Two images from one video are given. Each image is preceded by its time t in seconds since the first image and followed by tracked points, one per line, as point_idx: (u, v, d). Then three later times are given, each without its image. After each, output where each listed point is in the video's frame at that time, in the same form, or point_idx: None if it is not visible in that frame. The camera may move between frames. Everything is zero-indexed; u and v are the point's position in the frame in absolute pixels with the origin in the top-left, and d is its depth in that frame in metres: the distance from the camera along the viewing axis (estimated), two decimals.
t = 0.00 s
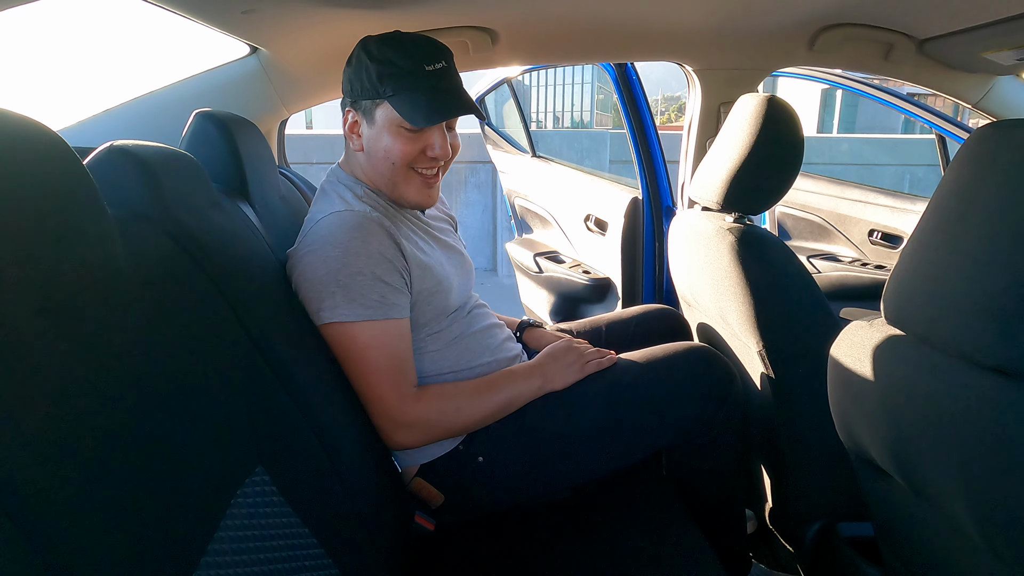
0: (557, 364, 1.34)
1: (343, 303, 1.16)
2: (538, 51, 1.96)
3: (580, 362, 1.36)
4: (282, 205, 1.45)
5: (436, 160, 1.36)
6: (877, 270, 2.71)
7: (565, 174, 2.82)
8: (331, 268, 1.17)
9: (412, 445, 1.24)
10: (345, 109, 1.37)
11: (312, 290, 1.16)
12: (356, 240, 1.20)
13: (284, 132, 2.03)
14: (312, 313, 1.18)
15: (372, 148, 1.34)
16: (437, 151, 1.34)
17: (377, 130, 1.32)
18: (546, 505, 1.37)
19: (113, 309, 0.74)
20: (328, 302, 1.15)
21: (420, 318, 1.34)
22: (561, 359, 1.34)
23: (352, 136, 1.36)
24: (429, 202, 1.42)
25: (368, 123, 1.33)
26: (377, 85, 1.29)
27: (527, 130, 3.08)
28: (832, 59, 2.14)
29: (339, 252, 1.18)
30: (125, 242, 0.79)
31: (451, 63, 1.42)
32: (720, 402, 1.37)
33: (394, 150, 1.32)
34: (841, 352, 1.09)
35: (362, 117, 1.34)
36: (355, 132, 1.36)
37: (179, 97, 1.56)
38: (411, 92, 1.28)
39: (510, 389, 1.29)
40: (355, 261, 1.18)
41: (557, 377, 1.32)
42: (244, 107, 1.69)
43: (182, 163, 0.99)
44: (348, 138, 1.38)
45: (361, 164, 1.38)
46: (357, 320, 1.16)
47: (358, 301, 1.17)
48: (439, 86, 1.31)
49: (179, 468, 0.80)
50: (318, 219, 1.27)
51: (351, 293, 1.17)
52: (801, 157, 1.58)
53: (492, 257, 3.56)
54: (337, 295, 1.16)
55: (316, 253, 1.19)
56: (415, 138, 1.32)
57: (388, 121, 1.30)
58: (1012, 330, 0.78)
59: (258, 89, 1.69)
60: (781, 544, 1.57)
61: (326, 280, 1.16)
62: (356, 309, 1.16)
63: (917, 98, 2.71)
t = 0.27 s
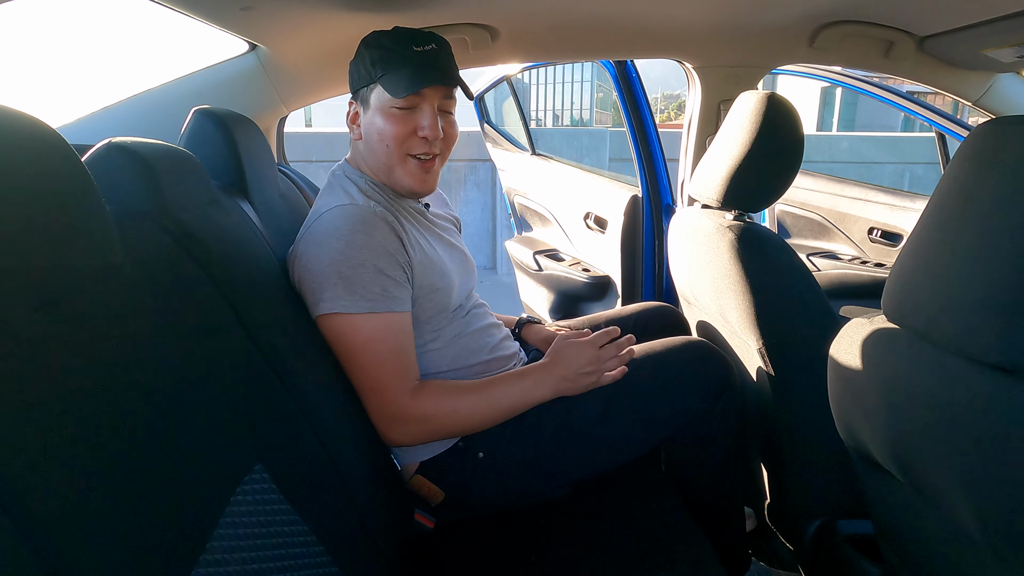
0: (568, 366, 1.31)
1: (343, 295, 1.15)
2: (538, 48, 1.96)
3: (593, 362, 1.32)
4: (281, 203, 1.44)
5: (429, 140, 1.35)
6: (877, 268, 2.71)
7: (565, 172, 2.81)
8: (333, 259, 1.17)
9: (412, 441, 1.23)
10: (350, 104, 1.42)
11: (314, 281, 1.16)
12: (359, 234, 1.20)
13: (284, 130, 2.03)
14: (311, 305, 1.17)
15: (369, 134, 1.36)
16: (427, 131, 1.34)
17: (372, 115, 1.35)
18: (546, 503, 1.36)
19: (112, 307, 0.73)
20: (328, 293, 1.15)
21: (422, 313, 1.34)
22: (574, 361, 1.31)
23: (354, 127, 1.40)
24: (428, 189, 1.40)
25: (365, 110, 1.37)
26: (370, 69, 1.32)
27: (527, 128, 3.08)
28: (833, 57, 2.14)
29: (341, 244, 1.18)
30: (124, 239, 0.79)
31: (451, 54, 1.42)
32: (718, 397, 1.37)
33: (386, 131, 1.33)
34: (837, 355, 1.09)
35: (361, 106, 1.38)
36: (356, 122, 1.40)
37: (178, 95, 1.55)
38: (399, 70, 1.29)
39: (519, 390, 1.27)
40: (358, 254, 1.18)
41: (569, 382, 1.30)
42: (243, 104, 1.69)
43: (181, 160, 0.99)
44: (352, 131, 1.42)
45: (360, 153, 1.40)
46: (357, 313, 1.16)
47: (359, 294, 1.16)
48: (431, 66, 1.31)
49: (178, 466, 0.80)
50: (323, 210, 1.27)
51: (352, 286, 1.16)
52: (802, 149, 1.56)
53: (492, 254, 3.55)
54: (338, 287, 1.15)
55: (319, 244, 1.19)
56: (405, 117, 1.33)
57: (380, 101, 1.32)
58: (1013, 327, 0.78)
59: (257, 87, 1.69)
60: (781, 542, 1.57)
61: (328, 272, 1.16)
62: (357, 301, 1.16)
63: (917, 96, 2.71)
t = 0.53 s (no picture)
0: (567, 373, 1.31)
1: (343, 290, 1.15)
2: (538, 46, 1.96)
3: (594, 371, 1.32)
4: (281, 201, 1.44)
5: (428, 136, 1.36)
6: (877, 266, 2.70)
7: (565, 170, 2.81)
8: (333, 254, 1.17)
9: (410, 438, 1.23)
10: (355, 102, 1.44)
11: (314, 277, 1.16)
12: (359, 229, 1.20)
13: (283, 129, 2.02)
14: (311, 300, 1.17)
15: (370, 128, 1.37)
16: (426, 125, 1.35)
17: (374, 109, 1.36)
18: (546, 501, 1.36)
19: (111, 305, 0.73)
20: (327, 287, 1.15)
21: (422, 310, 1.34)
22: (571, 367, 1.32)
23: (358, 124, 1.42)
24: (425, 185, 1.40)
25: (368, 106, 1.38)
26: (374, 65, 1.34)
27: (527, 126, 3.07)
28: (834, 55, 2.14)
29: (341, 239, 1.18)
30: (123, 236, 0.79)
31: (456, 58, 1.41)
32: (718, 396, 1.37)
33: (386, 125, 1.34)
34: (838, 366, 1.09)
35: (364, 103, 1.40)
36: (359, 119, 1.41)
37: (176, 93, 1.55)
38: (401, 65, 1.31)
39: (512, 389, 1.27)
40: (358, 249, 1.18)
41: (568, 390, 1.30)
42: (243, 102, 1.68)
43: (180, 158, 0.99)
44: (356, 128, 1.43)
45: (361, 148, 1.41)
46: (356, 308, 1.16)
47: (359, 289, 1.16)
48: (432, 63, 1.33)
49: (178, 464, 0.79)
50: (324, 206, 1.27)
51: (352, 281, 1.16)
52: (803, 146, 1.56)
53: (491, 253, 3.58)
54: (337, 281, 1.15)
55: (319, 240, 1.19)
56: (405, 111, 1.34)
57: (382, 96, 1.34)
58: (1014, 325, 0.78)
59: (256, 85, 1.69)
60: (782, 541, 1.57)
61: (328, 266, 1.16)
62: (356, 296, 1.16)
63: (918, 94, 2.70)
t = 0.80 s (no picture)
0: (571, 372, 1.32)
1: (343, 288, 1.16)
2: (539, 44, 1.96)
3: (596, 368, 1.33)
4: (282, 199, 1.45)
5: (434, 142, 1.36)
6: (878, 265, 2.70)
7: (566, 169, 2.81)
8: (333, 252, 1.17)
9: (410, 436, 1.23)
10: (351, 96, 1.40)
11: (314, 275, 1.16)
12: (359, 227, 1.21)
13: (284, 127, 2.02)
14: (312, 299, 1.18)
15: (373, 131, 1.35)
16: (434, 134, 1.35)
17: (378, 113, 1.34)
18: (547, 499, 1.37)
19: (113, 303, 0.73)
20: (328, 285, 1.15)
21: (422, 307, 1.34)
22: (575, 365, 1.33)
23: (357, 122, 1.39)
24: (428, 188, 1.42)
25: (369, 108, 1.35)
26: (379, 69, 1.31)
27: (527, 125, 3.06)
28: (835, 53, 2.14)
29: (341, 237, 1.19)
30: (125, 235, 0.79)
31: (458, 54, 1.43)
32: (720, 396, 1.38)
33: (393, 132, 1.33)
34: (839, 368, 1.09)
35: (365, 103, 1.36)
36: (358, 117, 1.39)
37: (177, 91, 1.55)
38: (410, 73, 1.29)
39: (516, 388, 1.28)
40: (358, 247, 1.19)
41: (569, 387, 1.31)
42: (244, 100, 1.68)
43: (181, 156, 0.99)
44: (353, 125, 1.40)
45: (363, 149, 1.39)
46: (357, 305, 1.16)
47: (359, 287, 1.17)
48: (440, 69, 1.32)
49: (180, 462, 0.80)
50: (322, 205, 1.27)
51: (352, 278, 1.17)
52: (802, 147, 1.56)
53: (492, 251, 3.58)
54: (337, 279, 1.16)
55: (318, 239, 1.19)
56: (413, 120, 1.33)
57: (388, 102, 1.31)
58: (1014, 324, 0.78)
59: (257, 83, 1.69)
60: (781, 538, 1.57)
61: (328, 265, 1.16)
62: (356, 293, 1.16)
63: (919, 92, 2.70)
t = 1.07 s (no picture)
0: (569, 485, 1.22)
1: (340, 288, 1.16)
2: (539, 42, 1.95)
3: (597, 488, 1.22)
4: (282, 197, 1.45)
5: (446, 143, 1.37)
6: (878, 263, 2.70)
7: (566, 167, 2.81)
8: (330, 253, 1.18)
9: (403, 445, 1.20)
10: (357, 95, 1.39)
11: (312, 275, 1.17)
12: (357, 228, 1.22)
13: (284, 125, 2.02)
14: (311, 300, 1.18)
15: (384, 133, 1.35)
16: (447, 136, 1.35)
17: (389, 115, 1.33)
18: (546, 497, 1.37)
19: (114, 302, 0.74)
20: (325, 286, 1.15)
21: (420, 307, 1.35)
22: (577, 480, 1.22)
23: (364, 122, 1.38)
24: (437, 188, 1.42)
25: (380, 108, 1.34)
26: (391, 70, 1.30)
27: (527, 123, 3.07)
28: (835, 51, 2.14)
29: (338, 238, 1.20)
30: (125, 233, 0.80)
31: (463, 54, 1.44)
32: (721, 395, 1.39)
33: (405, 134, 1.33)
34: (837, 365, 1.10)
35: (375, 103, 1.35)
36: (367, 117, 1.38)
37: (177, 90, 1.55)
38: (425, 76, 1.29)
39: (509, 465, 1.20)
40: (356, 248, 1.20)
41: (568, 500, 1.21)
42: (244, 99, 1.68)
43: (181, 155, 0.99)
44: (360, 125, 1.39)
45: (372, 149, 1.38)
46: (353, 304, 1.16)
47: (356, 286, 1.17)
48: (451, 71, 1.32)
49: (181, 460, 0.80)
50: (321, 207, 1.28)
51: (349, 278, 1.17)
52: (802, 146, 1.57)
53: (492, 250, 3.56)
54: (334, 279, 1.16)
55: (316, 240, 1.20)
56: (426, 122, 1.33)
57: (401, 104, 1.31)
58: (1011, 323, 0.78)
59: (257, 82, 1.69)
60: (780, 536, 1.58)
61: (326, 265, 1.17)
62: (353, 293, 1.17)
63: (919, 90, 2.70)
